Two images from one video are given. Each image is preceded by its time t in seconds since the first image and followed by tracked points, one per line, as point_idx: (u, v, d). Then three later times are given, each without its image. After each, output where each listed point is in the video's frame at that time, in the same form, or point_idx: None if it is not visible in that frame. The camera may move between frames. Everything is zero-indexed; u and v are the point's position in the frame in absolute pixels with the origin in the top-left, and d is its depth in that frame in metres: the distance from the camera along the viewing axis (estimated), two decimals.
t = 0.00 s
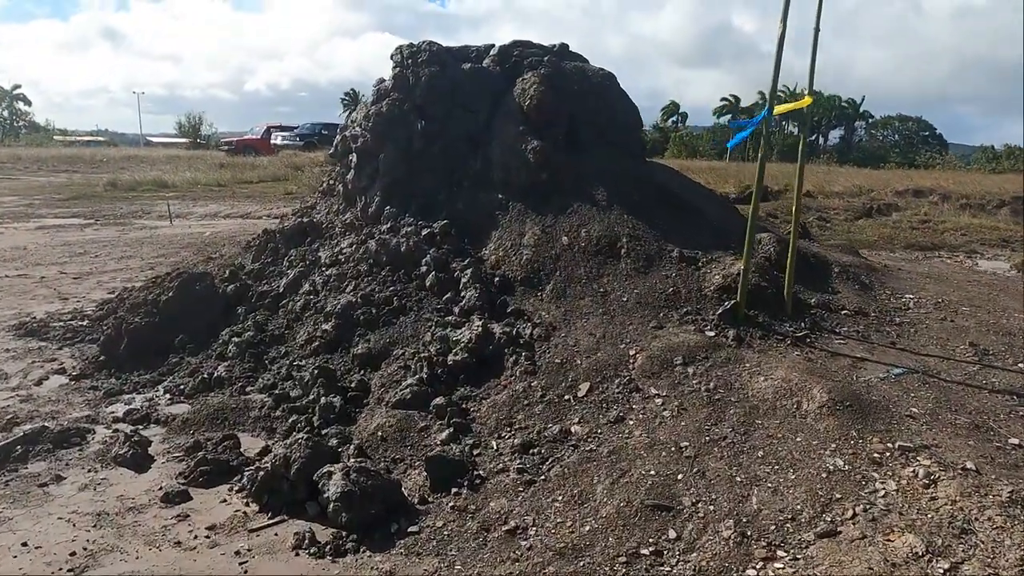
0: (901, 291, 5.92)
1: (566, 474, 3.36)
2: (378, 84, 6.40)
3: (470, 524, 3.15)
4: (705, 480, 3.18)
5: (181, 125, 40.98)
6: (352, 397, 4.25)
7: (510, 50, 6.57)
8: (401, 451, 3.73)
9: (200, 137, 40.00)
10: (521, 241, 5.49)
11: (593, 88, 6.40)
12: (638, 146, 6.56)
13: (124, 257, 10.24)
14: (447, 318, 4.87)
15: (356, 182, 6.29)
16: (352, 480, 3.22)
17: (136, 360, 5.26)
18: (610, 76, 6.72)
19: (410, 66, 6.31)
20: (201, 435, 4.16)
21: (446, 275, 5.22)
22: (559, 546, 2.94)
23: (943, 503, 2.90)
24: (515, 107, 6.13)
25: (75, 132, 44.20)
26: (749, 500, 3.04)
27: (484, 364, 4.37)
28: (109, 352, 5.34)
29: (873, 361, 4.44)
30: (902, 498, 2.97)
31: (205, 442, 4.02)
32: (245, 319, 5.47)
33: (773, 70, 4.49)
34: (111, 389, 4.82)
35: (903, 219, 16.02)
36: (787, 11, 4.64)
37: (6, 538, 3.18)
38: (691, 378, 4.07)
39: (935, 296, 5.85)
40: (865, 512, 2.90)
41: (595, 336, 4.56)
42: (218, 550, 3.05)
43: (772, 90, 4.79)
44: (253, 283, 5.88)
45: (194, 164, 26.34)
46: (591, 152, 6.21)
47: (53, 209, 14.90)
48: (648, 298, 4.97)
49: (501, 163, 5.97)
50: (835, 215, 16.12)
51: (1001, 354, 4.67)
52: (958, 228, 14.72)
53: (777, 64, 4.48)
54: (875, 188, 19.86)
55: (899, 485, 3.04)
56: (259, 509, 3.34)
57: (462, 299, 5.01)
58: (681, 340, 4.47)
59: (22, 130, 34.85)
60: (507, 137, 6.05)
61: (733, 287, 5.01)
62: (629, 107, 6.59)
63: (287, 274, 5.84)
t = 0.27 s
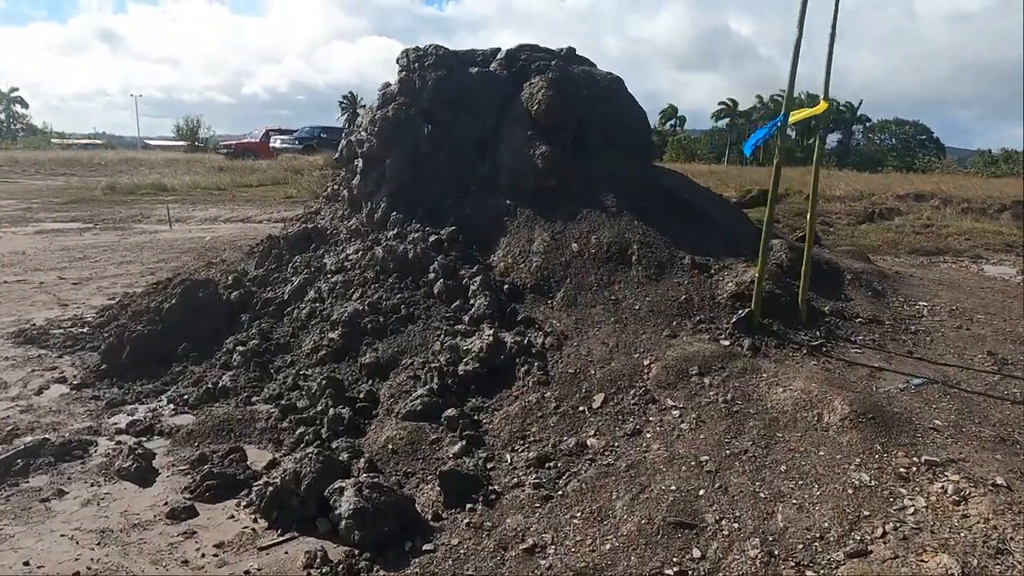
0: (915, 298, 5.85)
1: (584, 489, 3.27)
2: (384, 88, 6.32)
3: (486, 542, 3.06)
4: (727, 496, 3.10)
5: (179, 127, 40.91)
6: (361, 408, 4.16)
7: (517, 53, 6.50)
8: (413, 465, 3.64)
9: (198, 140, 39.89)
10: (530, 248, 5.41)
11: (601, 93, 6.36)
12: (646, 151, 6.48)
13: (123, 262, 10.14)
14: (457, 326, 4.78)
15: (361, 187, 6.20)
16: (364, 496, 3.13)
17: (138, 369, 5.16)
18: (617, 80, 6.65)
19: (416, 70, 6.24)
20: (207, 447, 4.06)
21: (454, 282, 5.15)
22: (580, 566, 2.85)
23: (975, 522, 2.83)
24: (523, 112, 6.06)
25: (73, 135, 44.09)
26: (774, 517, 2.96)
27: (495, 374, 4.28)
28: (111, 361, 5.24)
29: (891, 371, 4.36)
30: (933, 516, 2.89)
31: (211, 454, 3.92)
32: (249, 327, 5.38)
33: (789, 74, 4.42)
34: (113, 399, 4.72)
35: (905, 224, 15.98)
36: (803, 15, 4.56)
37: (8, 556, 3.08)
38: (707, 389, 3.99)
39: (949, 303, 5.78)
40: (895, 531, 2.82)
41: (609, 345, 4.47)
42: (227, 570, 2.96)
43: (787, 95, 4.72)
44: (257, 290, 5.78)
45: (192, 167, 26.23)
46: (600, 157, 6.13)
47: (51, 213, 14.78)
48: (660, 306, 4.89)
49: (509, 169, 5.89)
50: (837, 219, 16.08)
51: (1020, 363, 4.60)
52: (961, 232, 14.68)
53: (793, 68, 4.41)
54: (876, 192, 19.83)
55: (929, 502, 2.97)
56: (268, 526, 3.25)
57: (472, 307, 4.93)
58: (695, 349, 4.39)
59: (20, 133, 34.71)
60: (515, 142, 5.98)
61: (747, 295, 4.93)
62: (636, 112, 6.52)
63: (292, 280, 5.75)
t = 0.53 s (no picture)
0: (931, 306, 5.78)
1: (607, 507, 3.19)
2: (392, 93, 6.26)
3: (508, 562, 2.97)
4: (755, 515, 3.02)
5: (179, 130, 40.83)
6: (374, 421, 4.08)
7: (527, 59, 6.45)
8: (430, 481, 3.56)
9: (198, 143, 39.82)
10: (542, 256, 5.33)
11: (609, 100, 6.34)
12: (656, 158, 6.43)
13: (125, 267, 10.04)
14: (470, 336, 4.70)
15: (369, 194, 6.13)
16: (382, 515, 3.05)
17: (144, 380, 5.08)
18: (626, 87, 6.60)
19: (425, 75, 6.18)
20: (217, 461, 3.98)
21: (466, 291, 5.07)
22: None
23: (1013, 543, 2.77)
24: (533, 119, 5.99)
25: (72, 138, 44.00)
26: (804, 537, 2.88)
27: (510, 386, 4.20)
28: (117, 371, 5.15)
29: (913, 383, 4.29)
30: (969, 537, 2.83)
31: (221, 469, 3.84)
32: (257, 336, 5.29)
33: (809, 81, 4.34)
34: (120, 411, 4.63)
35: (910, 228, 15.93)
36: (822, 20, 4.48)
37: None
38: (728, 401, 3.91)
39: (966, 311, 5.72)
40: (930, 553, 2.75)
41: (625, 356, 4.40)
42: None
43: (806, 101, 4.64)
44: (264, 298, 5.71)
45: (193, 171, 26.14)
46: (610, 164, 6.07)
47: (52, 217, 14.69)
48: (676, 315, 4.82)
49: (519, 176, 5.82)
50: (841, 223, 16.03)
51: None
52: (966, 237, 14.63)
53: (813, 75, 4.33)
54: (879, 196, 19.79)
55: (963, 522, 2.91)
56: (283, 545, 3.17)
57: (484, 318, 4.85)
58: (713, 360, 4.31)
59: (19, 136, 34.61)
60: (526, 149, 5.92)
61: (764, 304, 4.85)
62: (645, 119, 6.48)
63: (300, 288, 5.67)
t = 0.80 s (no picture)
0: (945, 313, 5.71)
1: (626, 523, 3.10)
2: (399, 96, 6.17)
3: None
4: (781, 532, 2.94)
5: (179, 133, 40.73)
6: (383, 432, 3.99)
7: (534, 63, 6.37)
8: (443, 494, 3.47)
9: (197, 146, 39.78)
10: (551, 262, 5.24)
11: (617, 105, 6.28)
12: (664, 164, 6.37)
13: (126, 272, 9.95)
14: (480, 344, 4.61)
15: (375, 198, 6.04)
16: (396, 533, 2.96)
17: (147, 389, 4.98)
18: (634, 91, 6.53)
19: (432, 78, 6.10)
20: (223, 473, 3.89)
21: (475, 298, 4.98)
22: None
23: None
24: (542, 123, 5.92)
25: (71, 141, 43.89)
26: (833, 555, 2.81)
27: (522, 396, 4.11)
28: (118, 380, 5.06)
29: (934, 392, 4.20)
30: (1004, 554, 2.80)
31: (228, 482, 3.74)
32: (262, 344, 5.20)
33: (826, 84, 4.26)
34: (122, 421, 4.53)
35: (913, 231, 15.87)
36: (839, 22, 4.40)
37: None
38: (746, 412, 3.82)
39: (981, 318, 5.64)
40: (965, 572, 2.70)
41: (639, 365, 4.31)
42: None
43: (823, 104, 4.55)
44: (268, 305, 5.62)
45: (192, 174, 26.04)
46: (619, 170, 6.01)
47: (51, 221, 14.58)
48: (689, 323, 4.73)
49: (528, 181, 5.75)
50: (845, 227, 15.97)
51: None
52: (970, 241, 14.58)
53: (830, 78, 4.25)
54: (882, 199, 19.73)
55: (996, 539, 2.87)
56: (292, 562, 3.07)
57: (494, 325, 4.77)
58: (729, 369, 4.23)
59: (18, 139, 34.52)
60: (534, 153, 5.83)
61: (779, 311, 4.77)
62: (651, 125, 6.43)
63: (305, 295, 5.58)
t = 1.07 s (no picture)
0: (962, 319, 5.61)
1: (647, 540, 2.99)
2: (404, 98, 6.07)
3: None
4: (809, 549, 2.83)
5: (178, 135, 40.64)
6: (392, 443, 3.88)
7: (542, 64, 6.27)
8: (454, 509, 3.36)
9: (196, 149, 39.66)
10: (561, 267, 5.13)
11: (626, 106, 6.18)
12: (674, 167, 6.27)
13: (126, 276, 9.83)
14: (489, 352, 4.50)
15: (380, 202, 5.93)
16: (409, 550, 2.85)
17: (148, 397, 4.86)
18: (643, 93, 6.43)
19: (438, 79, 6.00)
20: (226, 486, 3.77)
21: (484, 304, 4.87)
22: None
23: None
24: (550, 125, 5.82)
25: (71, 143, 43.76)
26: None
27: (534, 406, 4.00)
28: (119, 388, 4.94)
29: (956, 401, 4.10)
30: None
31: (232, 495, 3.62)
32: (266, 351, 5.09)
33: (846, 85, 4.17)
34: (122, 431, 4.42)
35: (918, 234, 15.79)
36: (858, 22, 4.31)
37: None
38: (766, 422, 3.72)
39: (998, 324, 5.54)
40: None
41: (654, 373, 4.20)
42: None
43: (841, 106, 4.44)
44: (272, 311, 5.50)
45: (192, 176, 25.92)
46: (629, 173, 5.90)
47: (49, 224, 14.46)
48: (703, 330, 4.63)
49: (536, 184, 5.65)
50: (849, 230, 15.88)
51: None
52: (975, 244, 14.50)
53: (849, 79, 4.15)
54: (885, 202, 19.65)
55: None
56: None
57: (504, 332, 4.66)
58: (746, 378, 4.12)
59: (17, 141, 34.40)
60: (543, 155, 5.72)
61: (795, 318, 4.67)
62: (661, 127, 6.33)
63: (309, 300, 5.47)
